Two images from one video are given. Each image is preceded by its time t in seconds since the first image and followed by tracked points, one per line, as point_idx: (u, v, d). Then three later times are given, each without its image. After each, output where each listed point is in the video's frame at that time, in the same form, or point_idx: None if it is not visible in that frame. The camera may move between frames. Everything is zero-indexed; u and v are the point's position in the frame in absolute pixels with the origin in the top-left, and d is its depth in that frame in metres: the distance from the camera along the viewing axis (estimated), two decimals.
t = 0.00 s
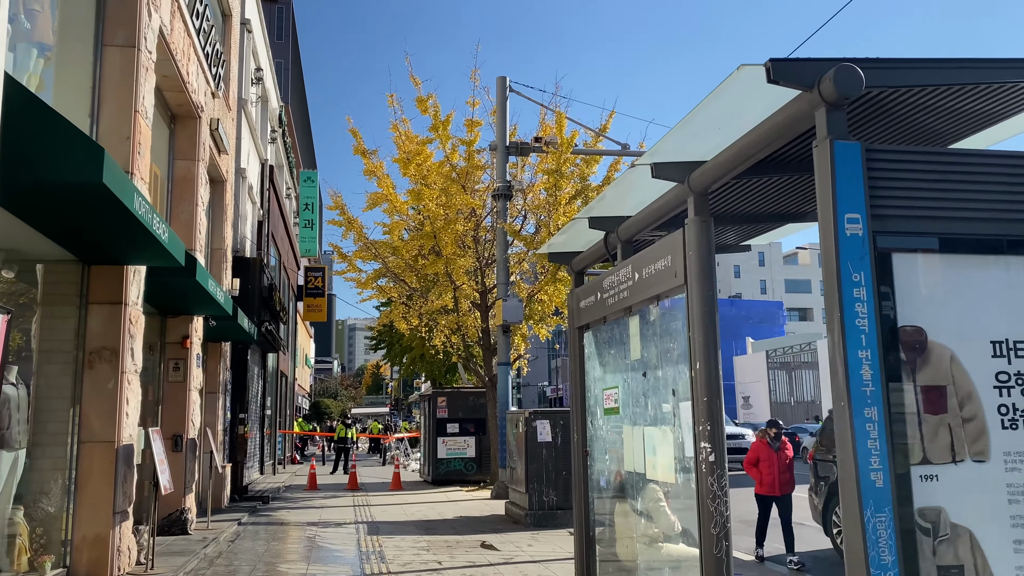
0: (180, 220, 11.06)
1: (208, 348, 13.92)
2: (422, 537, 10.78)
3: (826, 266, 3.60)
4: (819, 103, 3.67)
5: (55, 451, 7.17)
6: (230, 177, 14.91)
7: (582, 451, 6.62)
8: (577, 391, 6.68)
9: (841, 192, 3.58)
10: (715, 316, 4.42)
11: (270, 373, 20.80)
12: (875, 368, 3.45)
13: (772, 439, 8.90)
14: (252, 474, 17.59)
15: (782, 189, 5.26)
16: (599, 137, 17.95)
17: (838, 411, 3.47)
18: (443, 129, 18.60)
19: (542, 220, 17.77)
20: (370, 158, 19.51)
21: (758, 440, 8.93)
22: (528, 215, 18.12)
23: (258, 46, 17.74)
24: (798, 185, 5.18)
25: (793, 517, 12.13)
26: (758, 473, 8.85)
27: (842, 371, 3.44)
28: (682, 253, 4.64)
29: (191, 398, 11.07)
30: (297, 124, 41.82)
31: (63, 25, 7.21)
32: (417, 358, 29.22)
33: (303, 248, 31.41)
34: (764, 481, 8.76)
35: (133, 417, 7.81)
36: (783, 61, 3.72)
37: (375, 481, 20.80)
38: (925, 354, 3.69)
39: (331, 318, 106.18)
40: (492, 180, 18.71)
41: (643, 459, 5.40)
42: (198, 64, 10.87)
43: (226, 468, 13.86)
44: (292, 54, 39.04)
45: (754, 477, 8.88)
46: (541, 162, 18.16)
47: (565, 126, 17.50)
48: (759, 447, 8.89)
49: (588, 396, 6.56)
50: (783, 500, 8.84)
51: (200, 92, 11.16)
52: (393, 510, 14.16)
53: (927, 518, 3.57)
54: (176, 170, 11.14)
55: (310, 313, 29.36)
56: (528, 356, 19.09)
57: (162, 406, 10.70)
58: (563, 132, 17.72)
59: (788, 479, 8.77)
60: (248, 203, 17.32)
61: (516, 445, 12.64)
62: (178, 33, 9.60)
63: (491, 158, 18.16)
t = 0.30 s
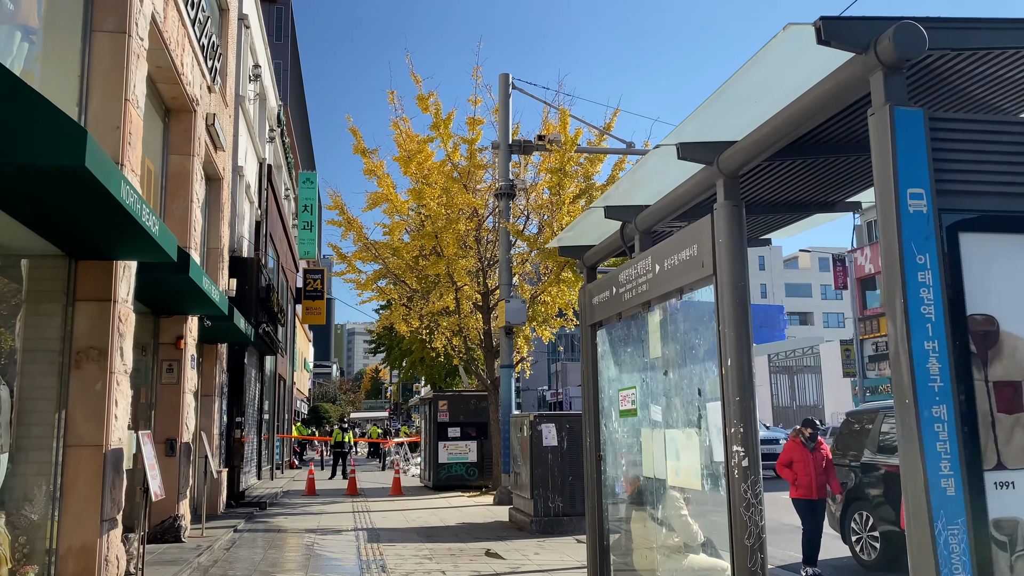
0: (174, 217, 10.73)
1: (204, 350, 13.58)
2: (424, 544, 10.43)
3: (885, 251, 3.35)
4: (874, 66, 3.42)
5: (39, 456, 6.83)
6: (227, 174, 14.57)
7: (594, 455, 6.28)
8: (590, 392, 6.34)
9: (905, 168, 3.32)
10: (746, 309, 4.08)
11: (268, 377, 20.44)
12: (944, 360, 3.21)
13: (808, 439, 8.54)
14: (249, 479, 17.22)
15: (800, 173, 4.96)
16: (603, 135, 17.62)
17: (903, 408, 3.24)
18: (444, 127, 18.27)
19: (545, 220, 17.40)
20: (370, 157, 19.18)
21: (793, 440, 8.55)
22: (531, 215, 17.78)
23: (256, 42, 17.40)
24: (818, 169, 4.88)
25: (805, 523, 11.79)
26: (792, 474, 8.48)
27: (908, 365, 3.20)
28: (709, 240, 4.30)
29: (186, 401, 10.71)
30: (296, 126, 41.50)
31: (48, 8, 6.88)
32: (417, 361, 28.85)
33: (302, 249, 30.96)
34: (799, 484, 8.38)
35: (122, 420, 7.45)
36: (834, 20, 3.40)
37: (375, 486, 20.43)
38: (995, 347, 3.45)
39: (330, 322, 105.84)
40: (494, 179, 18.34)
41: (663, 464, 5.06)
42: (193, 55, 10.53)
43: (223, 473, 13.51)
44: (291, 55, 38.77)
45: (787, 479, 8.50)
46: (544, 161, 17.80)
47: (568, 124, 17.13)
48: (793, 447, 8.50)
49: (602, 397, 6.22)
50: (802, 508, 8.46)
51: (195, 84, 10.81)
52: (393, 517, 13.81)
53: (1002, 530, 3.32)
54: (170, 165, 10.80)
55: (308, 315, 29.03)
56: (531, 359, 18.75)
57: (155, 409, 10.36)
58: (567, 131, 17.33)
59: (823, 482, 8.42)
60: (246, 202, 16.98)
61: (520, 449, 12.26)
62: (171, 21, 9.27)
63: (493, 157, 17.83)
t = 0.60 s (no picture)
0: (168, 214, 10.37)
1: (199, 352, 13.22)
2: (426, 554, 10.05)
3: (963, 234, 3.03)
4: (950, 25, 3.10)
5: (20, 463, 6.48)
6: (223, 172, 14.21)
7: (609, 461, 5.91)
8: (604, 395, 5.98)
9: (987, 138, 2.99)
10: (786, 303, 3.72)
11: (265, 380, 20.07)
12: None
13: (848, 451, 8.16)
14: (245, 485, 16.82)
15: (839, 161, 4.66)
16: (608, 134, 17.25)
17: (991, 411, 2.94)
18: (445, 126, 17.92)
19: (549, 220, 17.01)
20: (369, 156, 18.83)
21: (835, 454, 8.13)
22: (533, 215, 17.44)
23: (253, 38, 17.05)
24: (860, 156, 4.58)
25: (819, 531, 11.40)
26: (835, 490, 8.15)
27: (994, 362, 2.90)
28: (744, 229, 3.94)
29: (178, 405, 10.32)
30: (294, 128, 41.16)
31: None
32: (417, 365, 28.46)
33: (301, 251, 30.56)
34: (844, 502, 8.08)
35: (110, 424, 7.07)
36: None
37: (374, 492, 20.03)
38: None
39: (328, 326, 105.44)
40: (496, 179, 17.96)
41: (687, 472, 4.70)
42: (187, 46, 10.17)
43: (217, 478, 13.14)
44: (289, 56, 38.50)
45: (830, 496, 8.17)
46: (547, 160, 17.44)
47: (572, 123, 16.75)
48: (836, 463, 8.11)
49: (618, 400, 5.86)
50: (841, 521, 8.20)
51: (189, 77, 10.45)
52: (393, 524, 13.42)
53: None
54: (163, 161, 10.44)
55: (306, 318, 28.65)
56: (533, 362, 18.38)
57: (147, 413, 9.98)
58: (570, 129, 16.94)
59: (867, 495, 8.13)
60: (243, 202, 16.61)
61: (525, 454, 11.88)
62: (164, 9, 8.91)
63: (495, 156, 17.47)
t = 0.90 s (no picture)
0: (156, 208, 9.99)
1: (191, 352, 12.83)
2: (424, 561, 9.66)
3: None
4: None
5: None
6: (216, 167, 13.84)
7: (620, 464, 5.53)
8: (614, 393, 5.62)
9: None
10: (824, 287, 3.37)
11: (260, 383, 19.68)
12: None
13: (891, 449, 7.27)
14: (239, 489, 16.41)
15: (881, 136, 4.33)
16: (610, 130, 16.88)
17: None
18: (443, 122, 17.56)
19: (550, 218, 16.65)
20: (366, 154, 18.49)
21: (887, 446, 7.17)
22: (534, 213, 17.09)
23: (248, 31, 16.69)
24: (904, 131, 4.25)
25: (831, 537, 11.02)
26: (872, 495, 6.93)
27: None
28: (777, 207, 3.58)
29: (167, 406, 9.93)
30: (291, 128, 40.77)
31: None
32: (415, 367, 28.07)
33: (297, 252, 30.20)
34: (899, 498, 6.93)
35: (90, 425, 6.68)
36: None
37: (372, 496, 19.63)
38: None
39: (325, 328, 104.77)
40: (495, 177, 17.58)
41: (708, 474, 4.33)
42: (176, 32, 9.80)
43: (209, 482, 12.74)
44: (286, 55, 38.15)
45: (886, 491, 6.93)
46: (547, 157, 17.07)
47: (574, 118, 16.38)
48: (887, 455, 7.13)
49: (629, 398, 5.49)
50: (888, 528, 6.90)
51: (179, 66, 10.08)
52: (390, 529, 13.03)
53: None
54: (152, 153, 10.06)
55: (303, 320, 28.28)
56: (533, 364, 18.02)
57: (134, 415, 9.60)
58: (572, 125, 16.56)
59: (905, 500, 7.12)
60: (237, 199, 16.23)
61: (526, 457, 11.49)
62: None
63: (494, 153, 17.11)
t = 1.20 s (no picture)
0: (147, 205, 9.60)
1: (184, 356, 12.44)
2: (426, 573, 9.27)
3: None
4: None
5: None
6: (211, 165, 13.47)
7: (640, 475, 5.13)
8: (634, 398, 5.22)
9: None
10: (885, 279, 2.98)
11: (256, 387, 19.27)
12: None
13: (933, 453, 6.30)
14: (234, 496, 16.00)
15: (942, 112, 4.01)
16: (614, 128, 16.50)
17: None
18: (444, 121, 17.18)
19: (553, 218, 16.29)
20: (365, 153, 18.12)
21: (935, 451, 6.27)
22: (536, 213, 16.73)
23: (244, 27, 16.33)
24: (968, 107, 3.94)
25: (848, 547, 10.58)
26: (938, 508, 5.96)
27: None
28: (828, 190, 3.20)
29: (158, 412, 9.52)
30: (289, 130, 40.41)
31: None
32: (414, 371, 27.67)
33: (296, 255, 29.84)
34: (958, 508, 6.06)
35: (72, 432, 6.28)
36: None
37: (371, 503, 19.23)
38: None
39: (323, 332, 104.34)
40: (497, 177, 17.21)
41: (743, 488, 3.94)
42: (168, 23, 9.42)
43: (203, 490, 12.34)
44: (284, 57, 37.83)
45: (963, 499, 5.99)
46: (550, 156, 16.71)
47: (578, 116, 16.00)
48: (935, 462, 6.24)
49: (650, 404, 5.09)
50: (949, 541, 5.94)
51: (172, 57, 9.70)
52: (389, 538, 12.64)
53: None
54: (143, 148, 9.67)
55: (301, 323, 27.93)
56: (536, 367, 17.66)
57: (123, 420, 9.20)
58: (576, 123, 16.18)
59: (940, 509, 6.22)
60: (233, 198, 15.84)
61: (531, 463, 11.09)
62: None
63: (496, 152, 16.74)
